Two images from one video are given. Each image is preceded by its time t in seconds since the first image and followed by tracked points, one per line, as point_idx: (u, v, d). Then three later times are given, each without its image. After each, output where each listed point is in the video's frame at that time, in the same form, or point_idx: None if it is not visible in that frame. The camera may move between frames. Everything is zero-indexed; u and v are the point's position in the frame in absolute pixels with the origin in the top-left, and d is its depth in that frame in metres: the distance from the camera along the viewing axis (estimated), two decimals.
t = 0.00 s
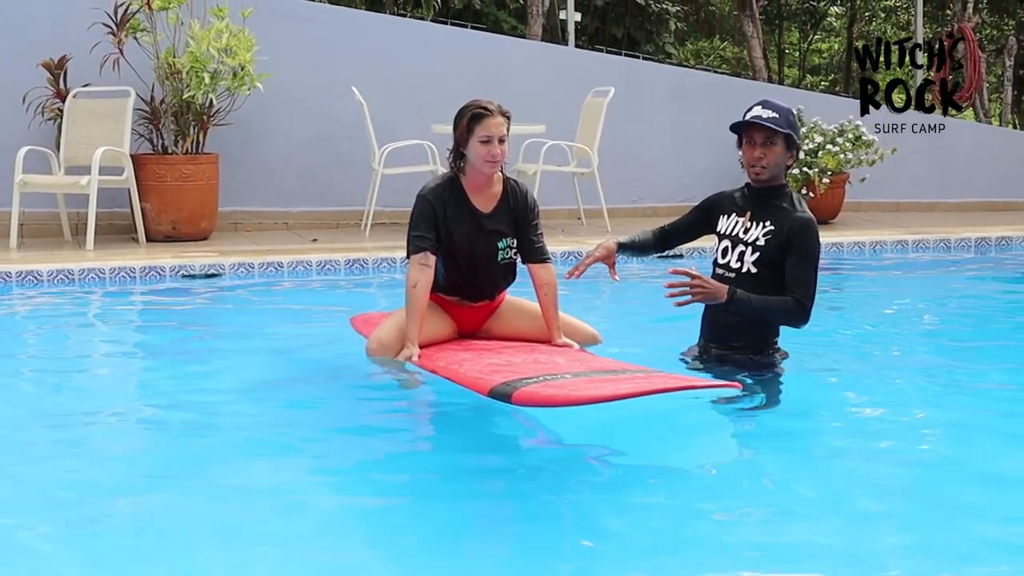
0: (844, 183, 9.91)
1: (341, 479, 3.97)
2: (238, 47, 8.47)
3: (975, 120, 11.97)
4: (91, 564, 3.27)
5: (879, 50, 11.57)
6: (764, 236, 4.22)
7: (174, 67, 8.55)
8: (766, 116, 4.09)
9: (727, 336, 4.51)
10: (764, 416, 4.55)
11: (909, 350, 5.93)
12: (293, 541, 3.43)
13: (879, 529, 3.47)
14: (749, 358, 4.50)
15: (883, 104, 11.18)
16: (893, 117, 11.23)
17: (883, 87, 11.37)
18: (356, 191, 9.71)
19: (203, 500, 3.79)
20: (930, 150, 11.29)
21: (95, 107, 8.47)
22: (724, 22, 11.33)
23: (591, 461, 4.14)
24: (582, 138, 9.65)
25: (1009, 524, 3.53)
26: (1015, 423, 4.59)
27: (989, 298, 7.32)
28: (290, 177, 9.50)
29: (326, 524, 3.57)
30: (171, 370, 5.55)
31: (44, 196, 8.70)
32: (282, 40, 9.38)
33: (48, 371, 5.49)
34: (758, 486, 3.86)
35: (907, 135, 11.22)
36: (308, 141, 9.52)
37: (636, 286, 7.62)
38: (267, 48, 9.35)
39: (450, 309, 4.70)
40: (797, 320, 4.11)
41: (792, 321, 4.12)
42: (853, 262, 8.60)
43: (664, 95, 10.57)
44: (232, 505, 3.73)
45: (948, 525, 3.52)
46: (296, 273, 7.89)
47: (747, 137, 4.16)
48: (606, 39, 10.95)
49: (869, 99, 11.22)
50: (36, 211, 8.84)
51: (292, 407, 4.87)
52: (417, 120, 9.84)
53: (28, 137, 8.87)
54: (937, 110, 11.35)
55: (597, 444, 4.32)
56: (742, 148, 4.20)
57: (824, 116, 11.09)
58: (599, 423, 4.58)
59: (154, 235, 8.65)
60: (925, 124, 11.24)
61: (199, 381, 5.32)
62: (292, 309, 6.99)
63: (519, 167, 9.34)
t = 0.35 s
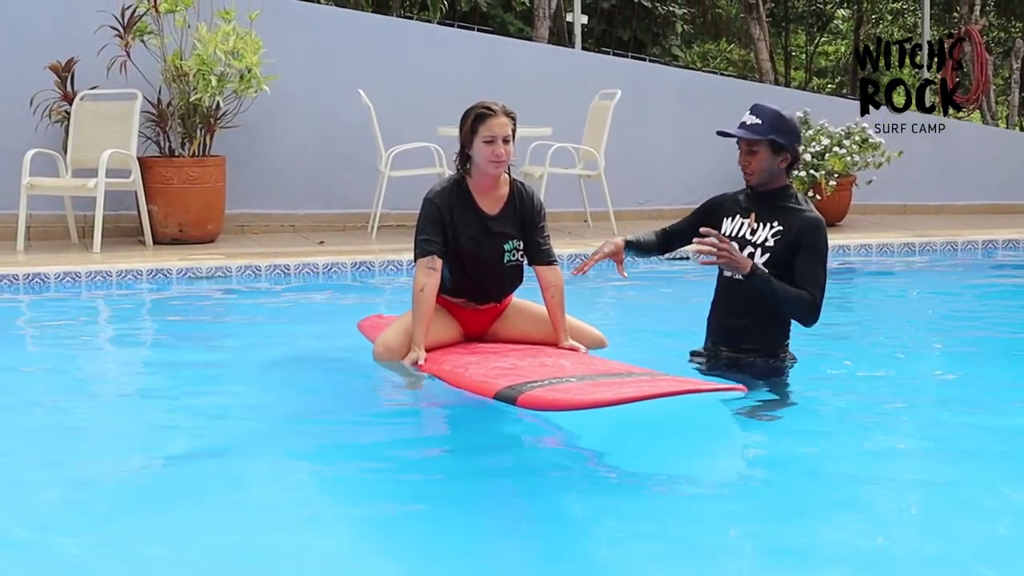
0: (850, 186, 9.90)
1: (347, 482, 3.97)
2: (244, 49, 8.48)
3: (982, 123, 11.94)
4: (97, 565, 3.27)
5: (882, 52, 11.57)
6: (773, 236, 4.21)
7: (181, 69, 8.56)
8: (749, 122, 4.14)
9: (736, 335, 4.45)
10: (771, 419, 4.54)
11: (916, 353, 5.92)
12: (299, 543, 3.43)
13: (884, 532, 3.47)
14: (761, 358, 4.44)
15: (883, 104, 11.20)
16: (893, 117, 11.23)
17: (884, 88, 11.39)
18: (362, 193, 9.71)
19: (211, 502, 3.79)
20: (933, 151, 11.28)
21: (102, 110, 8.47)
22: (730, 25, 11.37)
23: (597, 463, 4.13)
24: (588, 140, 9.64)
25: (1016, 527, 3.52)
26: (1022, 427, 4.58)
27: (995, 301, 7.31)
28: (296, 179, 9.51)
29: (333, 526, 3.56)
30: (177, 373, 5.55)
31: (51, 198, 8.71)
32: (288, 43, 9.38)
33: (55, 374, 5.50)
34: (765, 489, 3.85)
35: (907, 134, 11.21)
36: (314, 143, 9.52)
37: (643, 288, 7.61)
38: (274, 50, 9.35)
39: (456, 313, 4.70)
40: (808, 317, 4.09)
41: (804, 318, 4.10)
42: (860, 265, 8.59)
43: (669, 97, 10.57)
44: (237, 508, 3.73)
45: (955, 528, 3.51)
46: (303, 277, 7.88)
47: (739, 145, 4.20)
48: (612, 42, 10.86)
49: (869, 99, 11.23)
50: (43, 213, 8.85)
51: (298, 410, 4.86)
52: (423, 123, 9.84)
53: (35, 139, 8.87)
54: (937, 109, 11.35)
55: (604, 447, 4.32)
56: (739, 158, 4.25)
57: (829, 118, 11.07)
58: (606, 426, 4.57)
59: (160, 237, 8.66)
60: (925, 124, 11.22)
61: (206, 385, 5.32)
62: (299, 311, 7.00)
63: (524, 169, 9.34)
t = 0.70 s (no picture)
0: (852, 185, 9.89)
1: (347, 481, 3.96)
2: (245, 48, 8.47)
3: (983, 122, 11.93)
4: (95, 565, 3.27)
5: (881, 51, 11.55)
6: (773, 235, 4.21)
7: (182, 68, 8.55)
8: (743, 124, 4.14)
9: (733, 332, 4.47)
10: (772, 418, 4.53)
11: (918, 351, 5.91)
12: (298, 543, 3.42)
13: (888, 532, 3.46)
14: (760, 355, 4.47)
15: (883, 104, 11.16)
16: (893, 117, 11.21)
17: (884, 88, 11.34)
18: (363, 192, 9.71)
19: (212, 501, 3.78)
20: (934, 150, 11.26)
21: (102, 109, 8.47)
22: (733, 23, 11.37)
23: (599, 463, 4.12)
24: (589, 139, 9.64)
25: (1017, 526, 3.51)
26: None
27: (997, 300, 7.30)
28: (297, 178, 9.50)
29: (332, 526, 3.56)
30: (177, 371, 5.54)
31: (52, 197, 8.71)
32: (288, 42, 9.37)
33: (54, 373, 5.49)
34: (768, 489, 3.84)
35: (907, 134, 11.19)
36: (315, 142, 9.52)
37: (644, 287, 7.60)
38: (275, 49, 9.34)
39: (455, 310, 4.69)
40: (797, 312, 4.08)
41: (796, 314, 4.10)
42: (861, 264, 8.58)
43: (670, 96, 10.56)
44: (238, 508, 3.72)
45: (959, 527, 3.50)
46: (304, 276, 7.87)
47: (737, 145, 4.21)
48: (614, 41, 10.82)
49: (869, 97, 11.20)
50: (43, 212, 8.85)
51: (298, 409, 4.85)
52: (424, 122, 9.83)
53: (35, 138, 8.87)
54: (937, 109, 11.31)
55: (605, 446, 4.31)
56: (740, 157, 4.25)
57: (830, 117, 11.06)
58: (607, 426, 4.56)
59: (161, 236, 8.65)
60: (925, 124, 11.20)
61: (205, 383, 5.32)
62: (299, 310, 6.99)
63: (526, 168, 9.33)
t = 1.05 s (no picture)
0: (853, 182, 9.89)
1: (347, 478, 3.96)
2: (246, 46, 8.48)
3: (983, 120, 11.92)
4: (94, 563, 3.26)
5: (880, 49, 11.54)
6: (774, 232, 4.21)
7: (182, 66, 8.55)
8: (767, 113, 4.07)
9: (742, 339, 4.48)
10: (773, 415, 4.53)
11: (918, 349, 5.92)
12: (298, 539, 3.42)
13: (889, 528, 3.46)
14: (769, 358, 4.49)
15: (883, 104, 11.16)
16: (893, 117, 11.20)
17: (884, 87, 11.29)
18: (363, 190, 9.71)
19: (213, 498, 3.79)
20: (934, 149, 11.26)
21: (102, 108, 8.48)
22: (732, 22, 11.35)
23: (601, 460, 4.11)
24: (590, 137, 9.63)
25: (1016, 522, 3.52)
26: None
27: (997, 298, 7.31)
28: (298, 176, 9.50)
29: (333, 523, 3.56)
30: (177, 369, 5.54)
31: (52, 195, 8.71)
32: (289, 40, 9.37)
33: (55, 371, 5.49)
34: (771, 485, 3.84)
35: (907, 134, 11.19)
36: (316, 140, 9.52)
37: (643, 284, 7.61)
38: (275, 47, 9.34)
39: (456, 308, 4.69)
40: (805, 314, 4.09)
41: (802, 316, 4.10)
42: (862, 261, 8.59)
43: (671, 94, 10.56)
44: (240, 505, 3.72)
45: (959, 524, 3.51)
46: (304, 273, 7.90)
47: (749, 133, 4.15)
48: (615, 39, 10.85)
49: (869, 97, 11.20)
50: (43, 210, 8.85)
51: (299, 406, 4.85)
52: (425, 120, 9.84)
53: (36, 136, 8.86)
54: (937, 109, 11.29)
55: (606, 443, 4.31)
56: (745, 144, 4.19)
57: (831, 116, 11.05)
58: (609, 423, 4.55)
59: (161, 234, 8.65)
60: (925, 124, 11.21)
61: (206, 381, 5.32)
62: (300, 307, 7.00)
63: (527, 166, 9.33)
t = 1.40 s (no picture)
0: (855, 182, 9.92)
1: (347, 477, 3.97)
2: (247, 45, 8.47)
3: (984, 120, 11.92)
4: (93, 562, 3.27)
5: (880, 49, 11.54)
6: (783, 231, 4.21)
7: (184, 65, 8.56)
8: (760, 113, 4.05)
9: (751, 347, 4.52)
10: (773, 415, 4.53)
11: (919, 348, 5.92)
12: (298, 538, 3.43)
13: (888, 526, 3.47)
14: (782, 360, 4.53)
15: (883, 104, 11.28)
16: (893, 117, 11.30)
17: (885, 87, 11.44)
18: (364, 189, 9.71)
19: (213, 497, 3.79)
20: (940, 145, 11.36)
21: (102, 107, 8.48)
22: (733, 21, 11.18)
23: (602, 459, 4.12)
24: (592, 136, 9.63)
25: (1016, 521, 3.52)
26: None
27: (998, 297, 7.31)
28: (298, 175, 9.50)
29: (333, 521, 3.56)
30: (178, 367, 5.55)
31: (53, 194, 8.71)
32: (290, 39, 9.38)
33: (55, 370, 5.50)
34: (773, 484, 3.84)
35: (907, 134, 11.29)
36: (317, 139, 9.52)
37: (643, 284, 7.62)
38: (276, 46, 9.34)
39: (456, 307, 4.69)
40: (831, 306, 4.12)
41: (826, 310, 4.13)
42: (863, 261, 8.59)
43: (672, 93, 10.56)
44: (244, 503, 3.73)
45: (958, 522, 3.52)
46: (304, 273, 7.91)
47: (743, 134, 4.13)
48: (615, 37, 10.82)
49: (869, 99, 11.34)
50: (44, 209, 8.85)
51: (300, 405, 4.86)
52: (426, 119, 9.84)
53: (36, 135, 8.87)
54: (937, 109, 11.37)
55: (607, 442, 4.31)
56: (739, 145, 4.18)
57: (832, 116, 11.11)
58: (611, 423, 4.55)
59: (162, 233, 8.65)
60: (925, 124, 11.31)
61: (206, 379, 5.33)
62: (301, 307, 7.01)
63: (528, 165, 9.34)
